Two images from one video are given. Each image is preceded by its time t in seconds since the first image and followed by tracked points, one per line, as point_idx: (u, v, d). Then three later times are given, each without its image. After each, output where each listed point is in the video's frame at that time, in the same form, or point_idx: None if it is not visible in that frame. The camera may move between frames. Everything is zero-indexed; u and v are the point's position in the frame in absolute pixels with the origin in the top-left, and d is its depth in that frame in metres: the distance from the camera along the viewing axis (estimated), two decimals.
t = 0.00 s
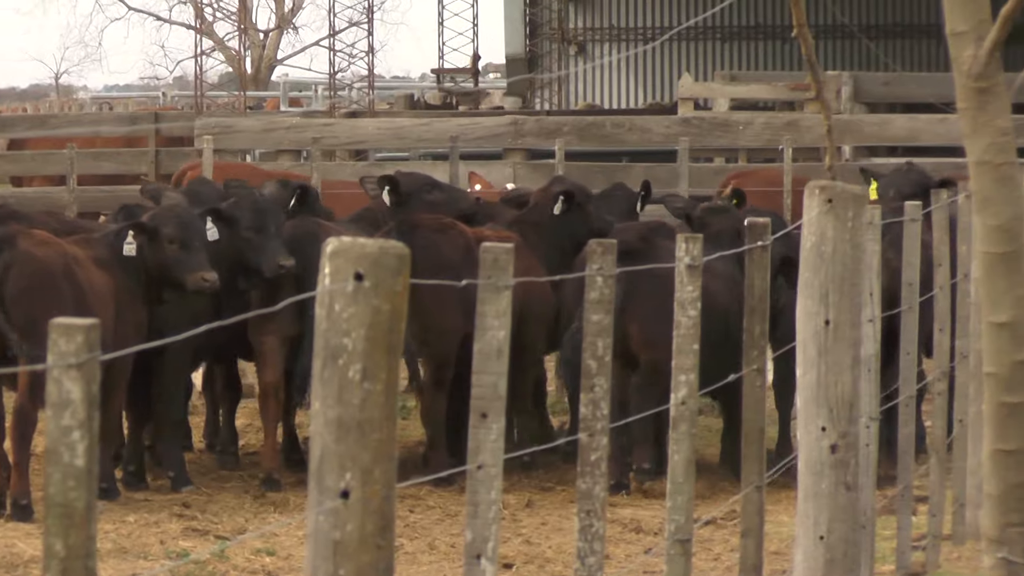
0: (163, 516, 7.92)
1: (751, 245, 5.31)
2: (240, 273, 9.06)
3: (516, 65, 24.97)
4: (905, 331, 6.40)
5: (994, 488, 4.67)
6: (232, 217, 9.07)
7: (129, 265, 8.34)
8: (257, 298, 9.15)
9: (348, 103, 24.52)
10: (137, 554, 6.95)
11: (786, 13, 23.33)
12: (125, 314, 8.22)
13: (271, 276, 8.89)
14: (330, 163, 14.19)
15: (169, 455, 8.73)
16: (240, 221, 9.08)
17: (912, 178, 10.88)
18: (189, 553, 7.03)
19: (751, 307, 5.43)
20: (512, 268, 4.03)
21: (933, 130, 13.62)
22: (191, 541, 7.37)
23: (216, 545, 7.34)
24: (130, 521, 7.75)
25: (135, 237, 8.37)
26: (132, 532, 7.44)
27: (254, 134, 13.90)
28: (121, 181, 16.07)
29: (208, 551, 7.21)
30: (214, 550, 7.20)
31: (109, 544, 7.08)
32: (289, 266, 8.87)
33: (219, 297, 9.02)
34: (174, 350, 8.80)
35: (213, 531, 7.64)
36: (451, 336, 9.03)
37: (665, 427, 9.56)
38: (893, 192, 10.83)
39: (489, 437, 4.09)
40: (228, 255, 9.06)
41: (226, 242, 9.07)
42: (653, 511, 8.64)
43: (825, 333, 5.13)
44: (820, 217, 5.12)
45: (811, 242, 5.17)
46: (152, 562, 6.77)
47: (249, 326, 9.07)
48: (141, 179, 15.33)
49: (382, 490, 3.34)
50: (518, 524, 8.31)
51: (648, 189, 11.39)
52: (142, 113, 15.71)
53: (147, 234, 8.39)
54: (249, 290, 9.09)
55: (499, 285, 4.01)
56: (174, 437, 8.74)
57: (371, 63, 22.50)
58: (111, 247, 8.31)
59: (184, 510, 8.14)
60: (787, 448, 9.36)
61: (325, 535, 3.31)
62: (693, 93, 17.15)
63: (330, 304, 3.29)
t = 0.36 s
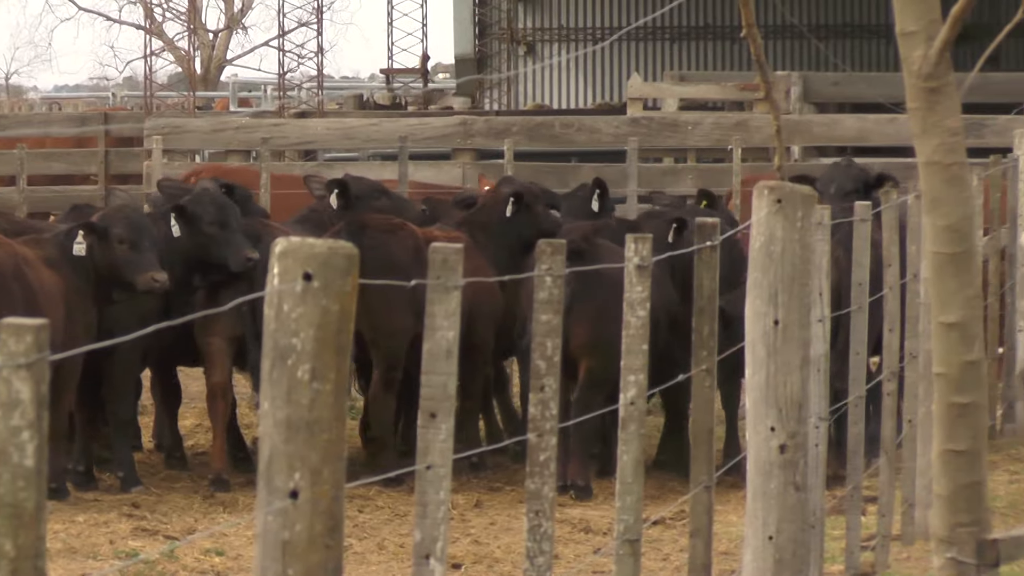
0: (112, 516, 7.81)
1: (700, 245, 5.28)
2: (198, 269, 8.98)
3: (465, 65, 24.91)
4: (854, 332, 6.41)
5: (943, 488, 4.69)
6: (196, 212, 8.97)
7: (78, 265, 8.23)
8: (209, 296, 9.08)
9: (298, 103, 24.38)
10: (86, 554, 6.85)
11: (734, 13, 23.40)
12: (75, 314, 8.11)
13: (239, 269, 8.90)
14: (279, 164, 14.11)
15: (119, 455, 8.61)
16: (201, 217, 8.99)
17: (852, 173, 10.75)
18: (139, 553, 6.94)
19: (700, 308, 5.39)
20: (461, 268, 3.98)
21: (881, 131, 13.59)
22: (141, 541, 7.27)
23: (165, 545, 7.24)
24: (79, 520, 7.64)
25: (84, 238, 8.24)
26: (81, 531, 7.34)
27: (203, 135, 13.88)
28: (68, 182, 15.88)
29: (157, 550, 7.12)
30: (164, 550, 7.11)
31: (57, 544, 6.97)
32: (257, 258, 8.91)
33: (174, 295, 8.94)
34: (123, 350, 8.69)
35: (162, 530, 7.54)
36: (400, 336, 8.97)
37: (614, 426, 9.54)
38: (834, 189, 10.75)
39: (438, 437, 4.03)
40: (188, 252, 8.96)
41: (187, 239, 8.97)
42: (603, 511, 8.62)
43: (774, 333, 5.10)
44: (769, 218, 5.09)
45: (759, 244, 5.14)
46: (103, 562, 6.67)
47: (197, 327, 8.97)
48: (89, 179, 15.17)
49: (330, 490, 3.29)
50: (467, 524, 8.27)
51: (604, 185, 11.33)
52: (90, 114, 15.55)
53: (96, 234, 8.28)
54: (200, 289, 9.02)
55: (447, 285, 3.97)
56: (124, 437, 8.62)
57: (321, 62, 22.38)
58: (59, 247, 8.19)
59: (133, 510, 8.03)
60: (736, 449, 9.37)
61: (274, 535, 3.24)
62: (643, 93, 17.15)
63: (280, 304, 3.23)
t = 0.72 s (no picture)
0: (59, 515, 7.71)
1: (649, 244, 5.26)
2: (140, 271, 8.86)
3: (412, 64, 24.85)
4: (801, 331, 6.42)
5: (891, 488, 4.65)
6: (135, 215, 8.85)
7: (27, 263, 8.15)
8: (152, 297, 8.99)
9: (246, 104, 24.27)
10: (34, 553, 6.76)
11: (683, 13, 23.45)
12: (22, 314, 8.00)
13: (178, 275, 8.76)
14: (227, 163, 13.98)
15: (66, 454, 8.50)
16: (142, 220, 8.86)
17: (792, 166, 10.69)
18: (86, 553, 6.85)
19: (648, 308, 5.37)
20: (409, 267, 3.93)
21: (829, 130, 13.55)
22: (89, 540, 7.17)
23: (113, 544, 7.16)
24: (27, 520, 7.54)
25: (36, 236, 8.17)
26: (29, 531, 7.24)
27: (151, 134, 13.66)
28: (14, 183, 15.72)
29: (106, 550, 7.03)
30: (112, 549, 7.03)
31: (4, 543, 6.87)
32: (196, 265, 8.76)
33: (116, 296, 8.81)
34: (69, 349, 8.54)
35: (109, 530, 7.44)
36: (348, 336, 8.90)
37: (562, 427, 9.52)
38: (772, 180, 10.69)
39: (384, 436, 3.97)
40: (129, 254, 8.85)
41: (127, 241, 8.84)
42: (550, 510, 8.60)
43: (721, 332, 5.08)
44: (717, 217, 5.07)
45: (706, 243, 5.13)
46: (50, 561, 6.59)
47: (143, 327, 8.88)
48: (35, 180, 15.03)
49: (278, 490, 3.23)
50: (414, 523, 8.22)
51: (559, 186, 11.21)
52: (37, 114, 15.44)
53: (48, 233, 8.19)
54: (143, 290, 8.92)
55: (395, 283, 3.91)
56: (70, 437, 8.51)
57: (269, 62, 22.29)
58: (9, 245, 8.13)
59: (81, 509, 7.93)
60: (683, 448, 9.37)
61: (221, 533, 3.19)
62: (590, 92, 17.17)
63: (226, 303, 3.17)
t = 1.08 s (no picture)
0: (12, 516, 7.60)
1: (600, 244, 5.24)
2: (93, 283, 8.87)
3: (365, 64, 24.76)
4: (753, 331, 6.42)
5: (844, 488, 4.66)
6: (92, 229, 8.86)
7: None
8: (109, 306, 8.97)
9: (199, 103, 24.13)
10: None
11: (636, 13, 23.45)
12: None
13: (130, 291, 8.78)
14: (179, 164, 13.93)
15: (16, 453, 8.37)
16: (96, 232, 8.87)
17: (736, 165, 10.73)
18: (40, 552, 6.76)
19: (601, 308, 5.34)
20: (361, 267, 3.88)
21: (782, 130, 13.48)
22: (42, 540, 7.08)
23: (66, 544, 7.07)
24: None
25: (8, 228, 8.37)
26: None
27: (104, 134, 13.79)
28: None
29: (59, 549, 6.94)
30: (65, 549, 6.94)
31: None
32: (149, 282, 8.79)
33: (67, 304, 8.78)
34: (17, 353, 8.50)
35: (63, 530, 7.34)
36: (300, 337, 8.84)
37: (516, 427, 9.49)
38: (716, 177, 10.72)
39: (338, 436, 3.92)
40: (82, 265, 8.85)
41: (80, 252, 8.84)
42: (504, 511, 8.57)
43: (673, 333, 5.06)
44: (669, 217, 5.05)
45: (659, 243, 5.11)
46: (2, 561, 6.50)
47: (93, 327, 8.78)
48: None
49: (230, 489, 3.19)
50: (368, 524, 8.17)
51: (509, 192, 11.19)
52: None
53: (19, 226, 8.40)
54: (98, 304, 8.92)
55: (348, 284, 3.87)
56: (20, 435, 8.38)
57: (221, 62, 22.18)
58: None
59: (34, 509, 7.83)
60: (637, 448, 9.36)
61: (175, 534, 3.13)
62: (543, 92, 17.15)
63: (179, 303, 3.12)
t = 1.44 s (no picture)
0: None
1: (562, 246, 5.20)
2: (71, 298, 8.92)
3: (326, 66, 24.68)
4: (714, 332, 6.42)
5: (806, 489, 4.65)
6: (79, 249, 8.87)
7: None
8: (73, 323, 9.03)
9: (160, 105, 24.01)
10: None
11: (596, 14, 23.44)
12: None
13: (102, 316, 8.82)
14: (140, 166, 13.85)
15: None
16: (86, 250, 8.90)
17: (684, 166, 10.73)
18: None
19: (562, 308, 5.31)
20: (322, 269, 3.85)
21: (742, 131, 13.48)
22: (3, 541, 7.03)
23: (27, 544, 7.02)
24: None
25: None
26: None
27: (65, 136, 13.70)
28: None
29: (19, 550, 6.89)
30: (25, 550, 6.89)
31: None
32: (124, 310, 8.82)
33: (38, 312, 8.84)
34: None
35: (23, 531, 7.28)
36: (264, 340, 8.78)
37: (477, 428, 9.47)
38: (664, 178, 10.70)
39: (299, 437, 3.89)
40: (65, 280, 8.91)
41: (66, 267, 8.88)
42: (465, 512, 8.55)
43: (634, 334, 5.05)
44: (629, 219, 5.03)
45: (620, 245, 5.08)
46: None
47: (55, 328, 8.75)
48: None
49: (191, 491, 3.21)
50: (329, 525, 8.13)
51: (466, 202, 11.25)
52: None
53: None
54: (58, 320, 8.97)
55: (308, 285, 3.83)
56: None
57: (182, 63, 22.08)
58: None
59: None
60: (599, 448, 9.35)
61: (135, 535, 3.16)
62: (504, 93, 17.13)
63: (141, 304, 3.14)
